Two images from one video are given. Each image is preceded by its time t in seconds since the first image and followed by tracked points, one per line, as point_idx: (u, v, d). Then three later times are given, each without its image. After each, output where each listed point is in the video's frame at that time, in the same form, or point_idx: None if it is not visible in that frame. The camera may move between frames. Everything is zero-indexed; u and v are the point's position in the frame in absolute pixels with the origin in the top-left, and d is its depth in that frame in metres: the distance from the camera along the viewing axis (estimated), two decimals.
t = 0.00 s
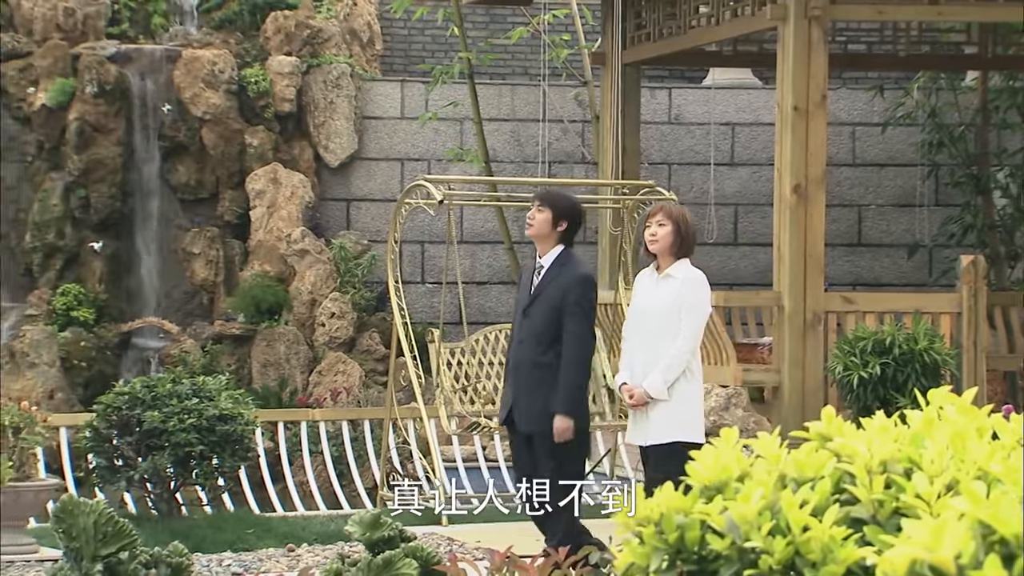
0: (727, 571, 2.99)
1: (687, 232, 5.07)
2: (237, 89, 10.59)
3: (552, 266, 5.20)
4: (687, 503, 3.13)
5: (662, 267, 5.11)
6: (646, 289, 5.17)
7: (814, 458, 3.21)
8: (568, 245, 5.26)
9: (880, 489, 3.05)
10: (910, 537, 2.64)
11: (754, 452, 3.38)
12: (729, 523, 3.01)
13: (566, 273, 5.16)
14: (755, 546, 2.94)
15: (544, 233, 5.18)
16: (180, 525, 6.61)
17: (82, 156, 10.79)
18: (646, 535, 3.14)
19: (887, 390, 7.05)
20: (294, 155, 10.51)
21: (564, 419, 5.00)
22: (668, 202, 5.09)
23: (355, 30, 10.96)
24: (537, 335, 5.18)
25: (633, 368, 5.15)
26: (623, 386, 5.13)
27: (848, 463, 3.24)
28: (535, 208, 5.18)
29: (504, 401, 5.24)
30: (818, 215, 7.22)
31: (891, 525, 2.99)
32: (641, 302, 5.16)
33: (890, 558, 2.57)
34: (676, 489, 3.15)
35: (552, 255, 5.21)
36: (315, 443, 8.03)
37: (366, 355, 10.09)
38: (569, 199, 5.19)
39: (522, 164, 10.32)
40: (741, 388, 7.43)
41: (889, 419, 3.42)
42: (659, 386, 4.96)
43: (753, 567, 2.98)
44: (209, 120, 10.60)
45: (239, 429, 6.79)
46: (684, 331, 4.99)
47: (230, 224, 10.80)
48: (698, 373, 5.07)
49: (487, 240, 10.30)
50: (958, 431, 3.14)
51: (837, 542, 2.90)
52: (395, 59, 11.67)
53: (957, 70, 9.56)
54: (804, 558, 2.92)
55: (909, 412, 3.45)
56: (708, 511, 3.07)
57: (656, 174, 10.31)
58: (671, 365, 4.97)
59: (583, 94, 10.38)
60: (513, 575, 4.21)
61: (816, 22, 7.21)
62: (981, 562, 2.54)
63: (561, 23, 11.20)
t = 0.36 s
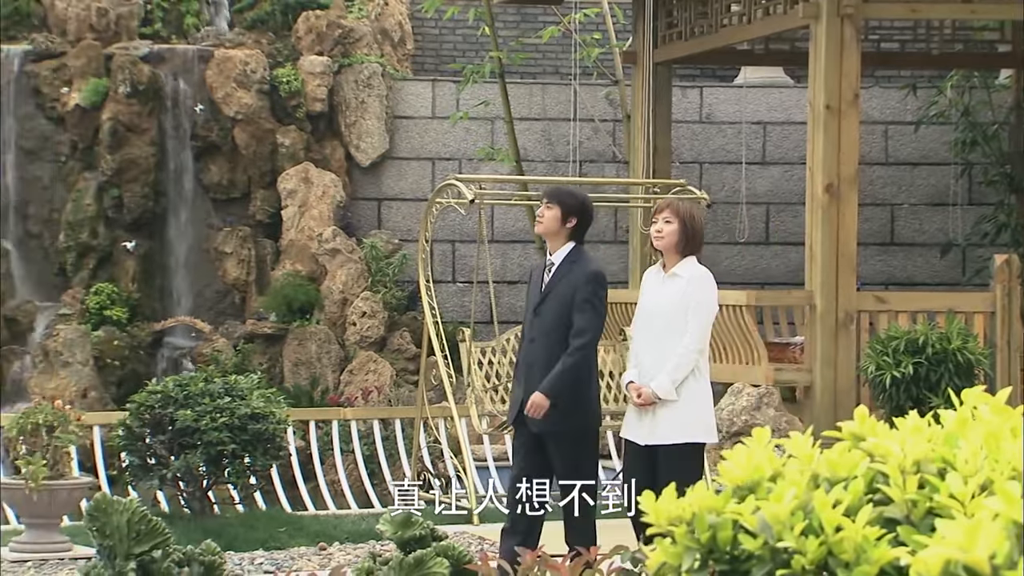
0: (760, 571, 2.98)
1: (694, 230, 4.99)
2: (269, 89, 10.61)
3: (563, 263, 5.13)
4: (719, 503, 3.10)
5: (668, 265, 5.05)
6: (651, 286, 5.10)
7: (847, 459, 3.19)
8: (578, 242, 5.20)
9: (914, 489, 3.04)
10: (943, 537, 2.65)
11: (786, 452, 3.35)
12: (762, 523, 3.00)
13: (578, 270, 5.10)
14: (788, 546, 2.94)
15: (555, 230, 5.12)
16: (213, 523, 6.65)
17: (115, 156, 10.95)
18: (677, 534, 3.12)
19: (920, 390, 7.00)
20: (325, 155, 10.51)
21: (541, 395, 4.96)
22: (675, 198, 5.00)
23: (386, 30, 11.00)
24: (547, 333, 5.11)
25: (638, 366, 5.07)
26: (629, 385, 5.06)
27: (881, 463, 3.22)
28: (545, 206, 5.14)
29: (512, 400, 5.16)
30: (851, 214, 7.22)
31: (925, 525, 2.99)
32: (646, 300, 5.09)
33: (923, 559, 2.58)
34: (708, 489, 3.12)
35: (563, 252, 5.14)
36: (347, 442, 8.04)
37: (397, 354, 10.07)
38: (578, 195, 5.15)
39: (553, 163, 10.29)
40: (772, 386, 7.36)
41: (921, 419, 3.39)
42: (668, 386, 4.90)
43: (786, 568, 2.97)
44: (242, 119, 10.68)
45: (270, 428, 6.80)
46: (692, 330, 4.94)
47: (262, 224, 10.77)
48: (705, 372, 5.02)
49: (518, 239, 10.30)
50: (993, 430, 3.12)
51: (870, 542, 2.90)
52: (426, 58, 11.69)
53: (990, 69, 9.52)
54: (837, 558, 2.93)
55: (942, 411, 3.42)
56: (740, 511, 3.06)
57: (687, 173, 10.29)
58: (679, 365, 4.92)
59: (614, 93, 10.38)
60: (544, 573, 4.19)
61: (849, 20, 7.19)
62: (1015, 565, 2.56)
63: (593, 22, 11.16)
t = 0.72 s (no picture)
0: (791, 570, 2.96)
1: (700, 231, 4.95)
2: (299, 88, 10.63)
3: (561, 265, 5.06)
4: (750, 502, 3.08)
5: (676, 268, 4.98)
6: (657, 290, 5.02)
7: (879, 459, 3.17)
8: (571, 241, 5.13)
9: (946, 489, 3.02)
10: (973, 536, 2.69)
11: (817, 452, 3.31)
12: (793, 523, 2.98)
13: (578, 272, 5.03)
14: (819, 546, 2.92)
15: (549, 232, 5.04)
16: (244, 522, 6.68)
17: (145, 156, 10.94)
18: (707, 534, 3.09)
19: (952, 389, 7.01)
20: (355, 154, 10.53)
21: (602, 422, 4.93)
22: (679, 201, 4.96)
23: (416, 29, 11.05)
24: (549, 336, 5.03)
25: (648, 372, 4.99)
26: (639, 390, 4.97)
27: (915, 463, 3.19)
28: (533, 207, 5.04)
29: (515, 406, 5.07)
30: (882, 212, 7.19)
31: (958, 525, 2.97)
32: (653, 305, 5.01)
33: (955, 559, 2.61)
34: (740, 488, 3.10)
35: (560, 254, 5.07)
36: (376, 441, 8.05)
37: (427, 353, 10.04)
38: (564, 193, 5.05)
39: (582, 162, 10.29)
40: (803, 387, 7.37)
41: (954, 418, 3.34)
42: (682, 390, 4.83)
43: (817, 568, 2.95)
44: (272, 119, 10.68)
45: (300, 427, 6.82)
46: (704, 334, 4.87)
47: (292, 223, 10.85)
48: (715, 376, 4.97)
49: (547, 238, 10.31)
50: None
51: (901, 542, 2.90)
52: (455, 58, 11.72)
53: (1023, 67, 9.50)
54: (868, 558, 2.91)
55: (974, 412, 3.37)
56: (771, 510, 3.04)
57: (717, 172, 10.25)
58: (693, 368, 4.85)
59: (644, 92, 10.36)
60: (574, 573, 4.14)
61: (880, 18, 7.18)
62: None
63: (622, 22, 11.22)
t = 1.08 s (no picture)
0: (822, 570, 2.95)
1: (691, 228, 4.97)
2: (329, 87, 10.65)
3: (549, 259, 5.05)
4: (781, 501, 3.06)
5: (668, 265, 4.99)
6: (649, 288, 5.04)
7: (910, 458, 3.14)
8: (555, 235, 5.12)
9: (978, 489, 3.00)
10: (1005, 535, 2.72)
11: (848, 449, 3.26)
12: (824, 522, 2.97)
13: (567, 266, 5.03)
14: (851, 546, 2.92)
15: (537, 226, 5.01)
16: (273, 520, 6.67)
17: (176, 155, 11.00)
18: (738, 533, 3.06)
19: (983, 388, 7.13)
20: (385, 152, 10.57)
21: (579, 410, 4.88)
22: (670, 197, 4.99)
23: (446, 27, 11.11)
24: (541, 331, 5.02)
25: (641, 370, 5.00)
26: (631, 389, 4.97)
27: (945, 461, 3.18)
28: (518, 204, 5.01)
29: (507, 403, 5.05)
30: (912, 209, 7.44)
31: (990, 525, 2.96)
32: (645, 303, 5.02)
33: (988, 559, 2.66)
34: (770, 486, 3.07)
35: (548, 248, 5.06)
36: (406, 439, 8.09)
37: (457, 352, 10.04)
38: (548, 187, 5.03)
39: (612, 161, 10.29)
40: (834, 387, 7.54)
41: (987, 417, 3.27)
42: (677, 387, 4.84)
43: (849, 567, 2.94)
44: (302, 117, 10.70)
45: (331, 425, 6.83)
46: (698, 330, 4.88)
47: (322, 222, 10.89)
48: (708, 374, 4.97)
49: (577, 237, 10.31)
50: None
51: (933, 541, 2.88)
52: (486, 55, 11.88)
53: None
54: (901, 557, 2.91)
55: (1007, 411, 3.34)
56: (802, 509, 3.02)
57: (747, 170, 10.23)
58: (686, 365, 4.86)
59: (673, 90, 10.34)
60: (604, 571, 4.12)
61: (911, 16, 7.42)
62: None
63: (651, 19, 11.27)
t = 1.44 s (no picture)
0: (860, 570, 2.92)
1: (691, 220, 4.91)
2: (364, 86, 10.65)
3: (556, 257, 5.03)
4: (818, 499, 3.02)
5: (668, 259, 4.94)
6: (650, 282, 4.98)
7: (949, 456, 3.09)
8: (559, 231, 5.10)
9: (1017, 487, 3.00)
10: None
11: (884, 446, 3.21)
12: (861, 521, 2.94)
13: (573, 263, 5.01)
14: (889, 546, 2.90)
15: (543, 224, 4.98)
16: (309, 517, 6.68)
17: (212, 153, 11.05)
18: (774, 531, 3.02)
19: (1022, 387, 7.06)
20: (419, 151, 10.54)
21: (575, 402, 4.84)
22: (667, 191, 4.91)
23: (480, 26, 11.14)
24: (548, 329, 5.01)
25: (643, 366, 4.95)
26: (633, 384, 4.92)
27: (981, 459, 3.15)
28: (522, 203, 4.97)
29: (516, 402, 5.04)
30: (949, 208, 7.48)
31: None
32: (646, 297, 4.97)
33: None
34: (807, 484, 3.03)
35: (555, 246, 5.03)
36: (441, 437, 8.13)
37: (490, 350, 10.02)
38: (551, 185, 4.99)
39: (646, 158, 10.28)
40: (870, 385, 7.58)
41: None
42: (677, 381, 4.78)
43: (886, 566, 2.92)
44: (337, 116, 10.71)
45: (365, 423, 6.84)
46: (699, 325, 4.84)
47: (357, 220, 10.91)
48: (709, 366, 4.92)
49: (611, 235, 10.29)
50: None
51: (972, 540, 2.89)
52: (521, 54, 11.97)
53: None
54: (938, 556, 2.90)
55: None
56: (839, 508, 2.98)
57: (783, 168, 10.21)
58: (687, 359, 4.80)
59: (708, 88, 10.36)
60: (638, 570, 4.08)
61: (948, 13, 7.47)
62: None
63: (686, 17, 11.30)
